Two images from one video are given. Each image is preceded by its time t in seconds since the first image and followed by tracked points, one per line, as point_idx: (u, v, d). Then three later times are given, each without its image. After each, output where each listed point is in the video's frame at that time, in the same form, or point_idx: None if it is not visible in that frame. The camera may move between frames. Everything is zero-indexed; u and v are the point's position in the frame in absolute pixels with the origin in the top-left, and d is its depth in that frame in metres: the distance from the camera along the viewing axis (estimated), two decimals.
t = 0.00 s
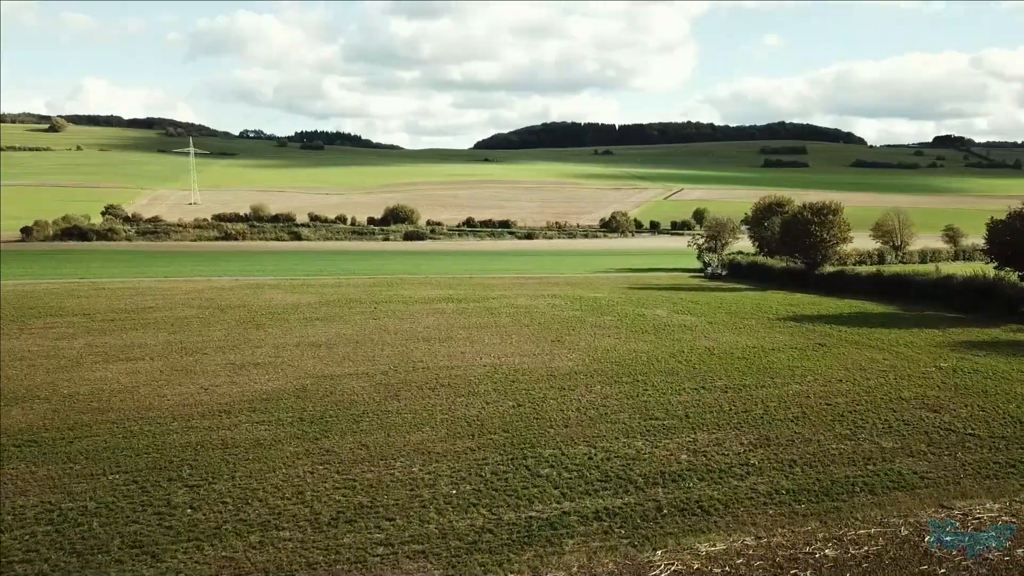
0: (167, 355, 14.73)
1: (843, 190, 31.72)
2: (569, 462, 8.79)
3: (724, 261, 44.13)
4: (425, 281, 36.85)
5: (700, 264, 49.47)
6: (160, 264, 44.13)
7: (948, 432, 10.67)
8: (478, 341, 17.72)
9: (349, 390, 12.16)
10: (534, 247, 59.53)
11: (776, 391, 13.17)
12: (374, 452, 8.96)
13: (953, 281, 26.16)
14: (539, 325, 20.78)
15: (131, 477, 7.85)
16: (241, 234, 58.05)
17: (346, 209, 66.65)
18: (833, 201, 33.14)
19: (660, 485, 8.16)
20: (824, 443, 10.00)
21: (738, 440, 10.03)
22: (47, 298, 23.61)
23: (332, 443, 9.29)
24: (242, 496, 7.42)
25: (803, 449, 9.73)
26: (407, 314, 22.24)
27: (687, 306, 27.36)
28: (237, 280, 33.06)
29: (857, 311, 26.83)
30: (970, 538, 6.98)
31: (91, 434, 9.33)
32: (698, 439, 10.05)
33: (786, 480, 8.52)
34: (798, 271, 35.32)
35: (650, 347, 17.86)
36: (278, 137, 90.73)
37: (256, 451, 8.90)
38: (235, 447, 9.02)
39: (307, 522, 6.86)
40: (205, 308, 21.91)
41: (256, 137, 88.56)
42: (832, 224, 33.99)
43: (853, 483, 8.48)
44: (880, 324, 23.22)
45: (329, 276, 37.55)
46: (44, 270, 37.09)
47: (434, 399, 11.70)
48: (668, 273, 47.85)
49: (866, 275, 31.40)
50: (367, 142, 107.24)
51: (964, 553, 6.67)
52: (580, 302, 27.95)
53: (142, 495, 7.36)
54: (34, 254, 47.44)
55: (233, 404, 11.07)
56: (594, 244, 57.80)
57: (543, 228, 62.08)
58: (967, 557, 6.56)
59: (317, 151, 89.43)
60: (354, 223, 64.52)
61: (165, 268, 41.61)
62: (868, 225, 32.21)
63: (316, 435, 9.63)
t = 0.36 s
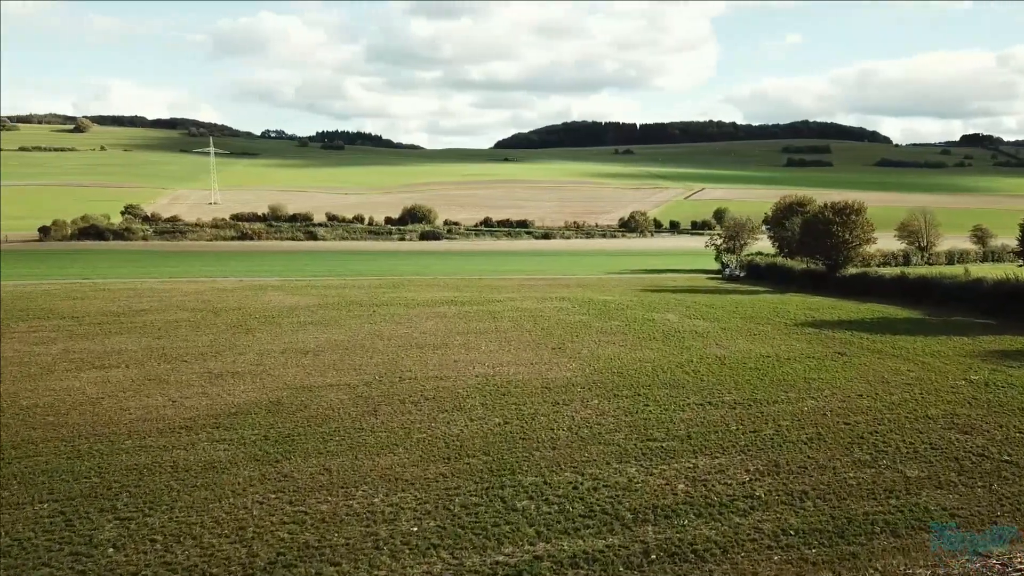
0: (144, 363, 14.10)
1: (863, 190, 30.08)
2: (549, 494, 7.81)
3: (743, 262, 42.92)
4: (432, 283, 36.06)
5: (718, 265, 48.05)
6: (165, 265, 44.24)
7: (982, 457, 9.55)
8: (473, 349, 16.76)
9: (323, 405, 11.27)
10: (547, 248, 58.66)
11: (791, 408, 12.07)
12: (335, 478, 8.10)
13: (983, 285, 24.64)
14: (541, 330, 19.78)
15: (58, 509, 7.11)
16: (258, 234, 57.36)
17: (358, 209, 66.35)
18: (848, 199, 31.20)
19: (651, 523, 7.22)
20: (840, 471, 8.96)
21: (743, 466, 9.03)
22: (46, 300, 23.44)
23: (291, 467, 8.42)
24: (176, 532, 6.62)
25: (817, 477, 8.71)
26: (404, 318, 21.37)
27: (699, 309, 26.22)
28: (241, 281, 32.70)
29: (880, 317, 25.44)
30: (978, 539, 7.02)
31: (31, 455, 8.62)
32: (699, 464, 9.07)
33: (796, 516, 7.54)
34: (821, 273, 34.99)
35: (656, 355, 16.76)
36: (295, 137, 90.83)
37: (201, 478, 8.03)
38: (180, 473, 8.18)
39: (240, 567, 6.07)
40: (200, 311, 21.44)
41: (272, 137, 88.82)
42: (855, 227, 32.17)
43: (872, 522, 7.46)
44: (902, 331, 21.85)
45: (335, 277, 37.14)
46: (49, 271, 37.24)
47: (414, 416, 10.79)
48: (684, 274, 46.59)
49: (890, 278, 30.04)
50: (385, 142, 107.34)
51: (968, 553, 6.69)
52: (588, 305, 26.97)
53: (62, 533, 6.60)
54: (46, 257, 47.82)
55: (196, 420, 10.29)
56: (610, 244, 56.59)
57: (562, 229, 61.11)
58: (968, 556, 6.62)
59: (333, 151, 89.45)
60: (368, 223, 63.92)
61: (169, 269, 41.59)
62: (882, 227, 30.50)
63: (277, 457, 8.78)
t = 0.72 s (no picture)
0: (116, 369, 13.59)
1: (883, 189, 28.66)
2: (521, 534, 6.90)
3: (760, 264, 41.47)
4: (437, 285, 35.38)
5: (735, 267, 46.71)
6: (170, 266, 44.09)
7: (1019, 490, 8.49)
8: (465, 357, 15.80)
9: (290, 422, 10.40)
10: (558, 249, 57.70)
11: (803, 427, 11.03)
12: (283, 510, 7.25)
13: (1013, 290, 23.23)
14: (540, 336, 18.80)
15: None
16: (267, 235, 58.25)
17: (367, 209, 65.90)
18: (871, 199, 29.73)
19: None
20: (854, 506, 7.99)
21: (745, 500, 8.06)
22: (44, 303, 23.21)
23: (237, 495, 7.58)
24: None
25: (829, 515, 7.73)
26: (400, 322, 20.56)
27: (710, 314, 25.08)
28: (244, 283, 32.35)
29: (901, 324, 24.13)
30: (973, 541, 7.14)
31: None
32: (696, 494, 8.18)
33: (805, 568, 6.55)
34: (834, 272, 33.25)
35: (660, 365, 15.68)
36: (309, 136, 90.78)
37: (130, 511, 7.20)
38: (111, 504, 7.36)
39: None
40: (194, 314, 20.97)
41: (286, 137, 88.81)
42: (876, 225, 30.67)
43: None
44: (926, 339, 20.53)
45: (340, 278, 36.64)
46: (52, 271, 37.21)
47: (387, 434, 9.95)
48: (699, 276, 45.40)
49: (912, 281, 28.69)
50: (400, 142, 107.01)
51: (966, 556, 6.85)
52: (595, 309, 26.02)
53: None
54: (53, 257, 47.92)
55: (148, 439, 9.51)
56: (624, 245, 55.46)
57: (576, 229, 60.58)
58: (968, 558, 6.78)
59: (346, 151, 89.25)
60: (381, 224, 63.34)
61: (173, 269, 41.35)
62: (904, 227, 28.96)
63: (227, 482, 7.95)
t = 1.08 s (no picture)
0: (84, 377, 12.97)
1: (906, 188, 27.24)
2: None
3: (777, 265, 40.32)
4: (442, 287, 34.56)
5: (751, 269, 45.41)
6: (174, 266, 43.87)
7: None
8: (452, 366, 14.84)
9: (248, 443, 9.52)
10: (570, 251, 56.67)
11: (814, 451, 10.02)
12: (216, 552, 6.45)
13: None
14: (537, 344, 17.81)
15: None
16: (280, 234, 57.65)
17: (377, 209, 65.30)
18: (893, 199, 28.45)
19: None
20: (868, 552, 7.01)
21: (742, 544, 7.08)
22: (37, 305, 22.83)
23: (168, 532, 6.79)
24: None
25: (840, 563, 6.75)
26: (394, 328, 19.70)
27: (721, 320, 23.93)
28: (245, 284, 31.91)
29: (922, 330, 22.92)
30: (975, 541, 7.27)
31: None
32: (686, 534, 7.23)
33: None
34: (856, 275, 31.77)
35: (662, 377, 14.62)
36: (322, 136, 90.57)
37: (42, 558, 6.39)
38: (21, 550, 6.55)
39: None
40: (184, 318, 20.40)
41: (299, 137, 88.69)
42: (898, 227, 29.09)
43: None
44: (951, 348, 19.22)
45: (345, 280, 36.08)
46: (54, 272, 37.08)
47: (351, 458, 9.09)
48: (714, 278, 44.18)
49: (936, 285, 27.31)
50: (415, 142, 106.48)
51: (966, 554, 6.97)
52: (601, 314, 25.03)
53: None
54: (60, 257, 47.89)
55: (90, 460, 8.72)
56: (636, 245, 54.30)
57: (593, 230, 57.11)
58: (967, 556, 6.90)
59: (359, 151, 88.91)
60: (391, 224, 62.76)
61: (176, 270, 41.09)
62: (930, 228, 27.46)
63: (161, 515, 7.16)
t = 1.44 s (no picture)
0: (45, 390, 12.23)
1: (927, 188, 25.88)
2: None
3: (795, 267, 39.00)
4: (447, 289, 33.63)
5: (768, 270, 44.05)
6: (181, 267, 43.70)
7: None
8: (435, 379, 13.83)
9: (196, 468, 8.63)
10: (582, 252, 55.71)
11: (826, 482, 8.97)
12: None
13: None
14: (533, 353, 16.78)
15: None
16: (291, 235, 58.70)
17: (389, 209, 64.92)
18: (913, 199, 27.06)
19: None
20: None
21: None
22: (28, 307, 22.47)
23: None
24: None
25: None
26: (386, 334, 18.83)
27: (732, 327, 22.76)
28: (246, 286, 31.44)
29: (946, 338, 21.67)
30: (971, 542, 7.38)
31: None
32: None
33: None
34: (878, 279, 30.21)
35: (664, 392, 13.53)
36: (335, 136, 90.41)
37: None
38: None
39: None
40: (172, 322, 19.81)
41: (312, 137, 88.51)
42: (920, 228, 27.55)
43: None
44: (978, 358, 17.97)
45: (348, 282, 35.50)
46: (59, 271, 36.96)
47: (307, 487, 8.20)
48: (728, 280, 42.92)
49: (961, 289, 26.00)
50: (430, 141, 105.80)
51: (964, 552, 7.15)
52: (608, 319, 23.97)
53: None
54: (69, 256, 47.98)
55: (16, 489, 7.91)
56: (649, 246, 53.10)
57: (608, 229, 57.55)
58: (969, 558, 7.02)
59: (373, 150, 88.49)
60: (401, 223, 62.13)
61: (181, 271, 40.83)
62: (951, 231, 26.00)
63: (73, 562, 6.36)
